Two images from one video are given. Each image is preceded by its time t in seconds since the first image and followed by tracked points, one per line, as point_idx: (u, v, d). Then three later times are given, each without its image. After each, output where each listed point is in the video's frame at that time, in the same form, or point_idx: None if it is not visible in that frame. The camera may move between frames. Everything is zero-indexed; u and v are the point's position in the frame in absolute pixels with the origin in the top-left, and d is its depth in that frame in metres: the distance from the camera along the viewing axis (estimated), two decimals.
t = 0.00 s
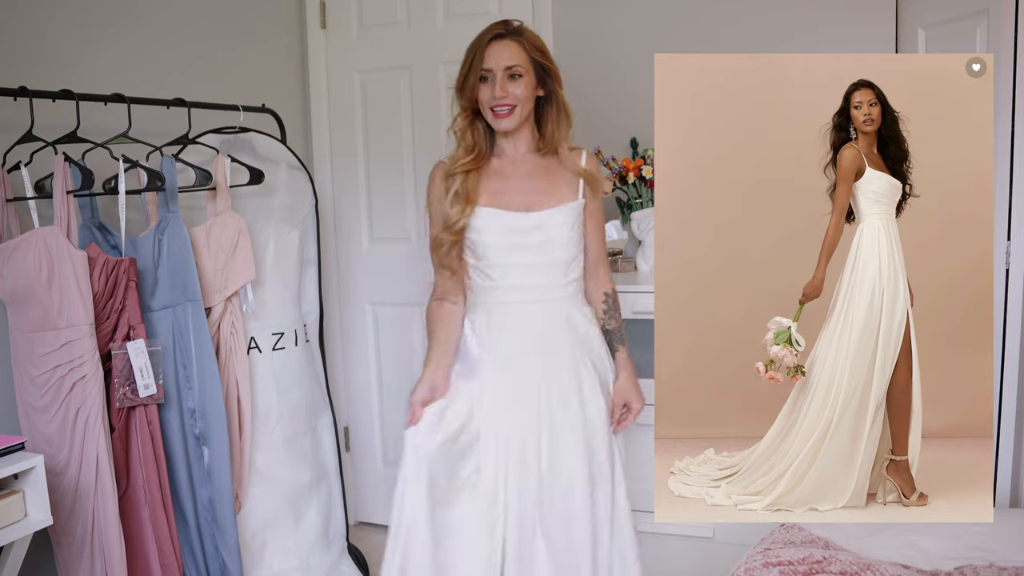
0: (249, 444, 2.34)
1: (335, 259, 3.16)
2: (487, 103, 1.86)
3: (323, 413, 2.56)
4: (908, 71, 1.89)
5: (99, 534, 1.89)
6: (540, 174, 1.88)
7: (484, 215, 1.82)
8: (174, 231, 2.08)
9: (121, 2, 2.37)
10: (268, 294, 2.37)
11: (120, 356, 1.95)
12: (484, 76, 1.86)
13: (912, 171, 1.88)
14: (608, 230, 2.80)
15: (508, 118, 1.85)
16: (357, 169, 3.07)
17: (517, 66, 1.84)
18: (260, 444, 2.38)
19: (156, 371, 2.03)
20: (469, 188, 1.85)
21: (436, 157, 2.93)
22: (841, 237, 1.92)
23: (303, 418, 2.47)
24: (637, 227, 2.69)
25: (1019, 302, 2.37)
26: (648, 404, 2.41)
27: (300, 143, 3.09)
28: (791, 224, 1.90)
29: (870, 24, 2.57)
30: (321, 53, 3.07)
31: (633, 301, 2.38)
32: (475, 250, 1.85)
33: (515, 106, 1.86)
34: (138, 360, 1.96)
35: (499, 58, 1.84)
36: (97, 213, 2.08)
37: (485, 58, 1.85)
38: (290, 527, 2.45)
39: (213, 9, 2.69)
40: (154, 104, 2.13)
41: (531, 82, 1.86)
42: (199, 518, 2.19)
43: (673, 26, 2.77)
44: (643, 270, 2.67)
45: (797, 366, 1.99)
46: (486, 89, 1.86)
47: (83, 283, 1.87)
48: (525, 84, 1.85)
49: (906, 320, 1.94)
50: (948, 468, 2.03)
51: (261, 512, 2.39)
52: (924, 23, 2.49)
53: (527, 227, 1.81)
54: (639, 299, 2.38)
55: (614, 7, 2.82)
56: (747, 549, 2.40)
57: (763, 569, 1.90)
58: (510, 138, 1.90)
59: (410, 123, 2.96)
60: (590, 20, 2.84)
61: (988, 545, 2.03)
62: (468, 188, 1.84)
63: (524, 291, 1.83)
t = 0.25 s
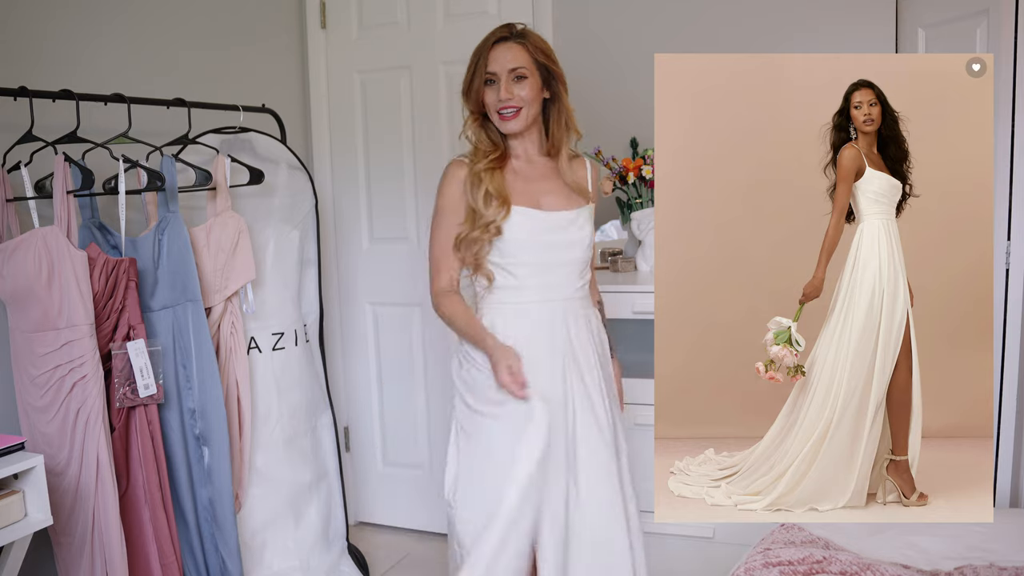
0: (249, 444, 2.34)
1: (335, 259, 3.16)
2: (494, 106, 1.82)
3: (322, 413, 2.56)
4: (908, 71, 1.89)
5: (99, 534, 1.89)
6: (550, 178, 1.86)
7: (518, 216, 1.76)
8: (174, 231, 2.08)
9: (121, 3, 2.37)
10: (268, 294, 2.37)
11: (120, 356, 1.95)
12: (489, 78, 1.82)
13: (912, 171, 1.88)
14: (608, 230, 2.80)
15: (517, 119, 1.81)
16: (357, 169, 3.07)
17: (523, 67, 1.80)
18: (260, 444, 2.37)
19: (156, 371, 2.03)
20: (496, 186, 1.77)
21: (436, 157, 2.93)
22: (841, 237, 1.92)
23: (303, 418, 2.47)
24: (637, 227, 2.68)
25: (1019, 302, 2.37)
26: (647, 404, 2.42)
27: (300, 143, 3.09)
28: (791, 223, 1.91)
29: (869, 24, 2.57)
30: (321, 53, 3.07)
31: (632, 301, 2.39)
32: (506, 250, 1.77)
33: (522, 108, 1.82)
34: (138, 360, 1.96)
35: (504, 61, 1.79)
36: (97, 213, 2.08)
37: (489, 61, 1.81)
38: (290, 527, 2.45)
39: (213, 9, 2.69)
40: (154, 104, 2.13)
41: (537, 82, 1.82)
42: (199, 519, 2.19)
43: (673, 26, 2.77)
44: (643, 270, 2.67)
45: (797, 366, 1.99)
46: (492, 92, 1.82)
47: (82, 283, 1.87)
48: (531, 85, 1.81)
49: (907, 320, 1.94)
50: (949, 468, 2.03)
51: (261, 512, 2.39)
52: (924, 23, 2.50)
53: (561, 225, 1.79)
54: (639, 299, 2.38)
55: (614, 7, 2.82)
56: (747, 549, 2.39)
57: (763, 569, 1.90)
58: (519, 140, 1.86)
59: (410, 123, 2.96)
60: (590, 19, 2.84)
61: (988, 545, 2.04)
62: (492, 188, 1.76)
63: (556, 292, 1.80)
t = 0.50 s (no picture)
0: (249, 444, 2.34)
1: (335, 259, 3.16)
2: (499, 102, 1.95)
3: (322, 413, 2.56)
4: (908, 71, 1.89)
5: (99, 534, 1.89)
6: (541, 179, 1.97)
7: (528, 213, 1.90)
8: (174, 231, 2.08)
9: (121, 3, 2.37)
10: (268, 294, 2.37)
11: (120, 356, 1.95)
12: (494, 77, 1.95)
13: (912, 171, 1.87)
14: (608, 230, 2.76)
15: (516, 116, 1.94)
16: (357, 168, 3.07)
17: (527, 66, 1.93)
18: (260, 444, 2.37)
19: (156, 371, 2.03)
20: (499, 185, 1.91)
21: (437, 157, 2.93)
22: (841, 237, 1.90)
23: (303, 418, 2.47)
24: (637, 227, 2.69)
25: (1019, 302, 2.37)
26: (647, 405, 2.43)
27: (300, 143, 3.09)
28: (791, 223, 1.90)
29: (869, 24, 2.56)
30: (321, 53, 3.07)
31: (633, 301, 2.39)
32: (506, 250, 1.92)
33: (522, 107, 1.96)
34: (138, 360, 1.96)
35: (510, 58, 1.93)
36: (97, 213, 2.08)
37: (495, 59, 1.94)
38: (290, 527, 2.45)
39: (213, 9, 2.69)
40: (153, 104, 2.13)
41: (541, 81, 1.96)
42: (199, 519, 2.19)
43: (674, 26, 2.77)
44: (642, 270, 2.68)
45: (797, 366, 1.97)
46: (496, 88, 1.95)
47: (82, 283, 1.87)
48: (531, 86, 1.94)
49: (906, 320, 1.93)
50: (949, 468, 2.02)
51: (261, 512, 2.39)
52: (924, 23, 2.49)
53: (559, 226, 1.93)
54: (639, 299, 2.38)
55: (614, 7, 2.82)
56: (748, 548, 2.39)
57: (763, 569, 1.91)
58: (522, 138, 1.98)
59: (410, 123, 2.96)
60: (590, 18, 2.83)
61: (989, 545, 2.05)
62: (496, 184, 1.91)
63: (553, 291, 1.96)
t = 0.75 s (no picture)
0: (249, 444, 2.34)
1: (335, 259, 3.16)
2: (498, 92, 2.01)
3: (322, 413, 2.55)
4: (908, 71, 1.89)
5: (99, 533, 1.89)
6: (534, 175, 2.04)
7: (498, 213, 2.04)
8: (174, 231, 2.08)
9: (121, 3, 2.37)
10: (268, 294, 2.37)
11: (120, 356, 1.95)
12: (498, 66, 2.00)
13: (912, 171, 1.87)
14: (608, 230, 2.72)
15: (516, 109, 2.02)
16: (357, 168, 3.07)
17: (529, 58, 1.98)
18: (260, 443, 2.38)
19: (156, 371, 2.03)
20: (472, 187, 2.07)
21: (437, 157, 2.93)
22: (841, 237, 1.88)
23: (303, 419, 2.47)
24: (637, 227, 2.68)
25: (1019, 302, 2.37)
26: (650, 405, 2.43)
27: (300, 143, 3.10)
28: (791, 223, 1.90)
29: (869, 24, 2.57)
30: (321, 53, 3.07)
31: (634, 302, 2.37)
32: (481, 251, 2.05)
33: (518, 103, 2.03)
34: (138, 360, 1.96)
35: (514, 50, 1.98)
36: (97, 213, 2.08)
37: (501, 49, 2.00)
38: (290, 527, 2.45)
39: (213, 9, 2.69)
40: (154, 104, 2.13)
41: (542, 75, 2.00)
42: (199, 519, 2.19)
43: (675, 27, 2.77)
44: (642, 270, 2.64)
45: (797, 366, 1.95)
46: (498, 78, 2.00)
47: (83, 283, 1.87)
48: (536, 79, 2.00)
49: (907, 320, 1.91)
50: (949, 468, 2.00)
51: (261, 511, 2.39)
52: (925, 23, 2.51)
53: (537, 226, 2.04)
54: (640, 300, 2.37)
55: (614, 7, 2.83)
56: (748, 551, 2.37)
57: (763, 569, 1.89)
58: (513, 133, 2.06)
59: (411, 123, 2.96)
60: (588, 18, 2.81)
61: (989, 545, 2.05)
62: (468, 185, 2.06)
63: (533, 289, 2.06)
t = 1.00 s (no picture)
0: (249, 444, 2.34)
1: (335, 259, 3.16)
2: (504, 94, 1.99)
3: (323, 413, 2.54)
4: (908, 71, 1.89)
5: (99, 533, 1.89)
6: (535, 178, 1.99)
7: (477, 213, 1.97)
8: (174, 231, 2.08)
9: (121, 3, 2.37)
10: (268, 294, 2.37)
11: (120, 356, 1.95)
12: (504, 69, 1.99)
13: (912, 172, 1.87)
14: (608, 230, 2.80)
15: (524, 109, 1.97)
16: (357, 168, 3.07)
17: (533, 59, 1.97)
18: (260, 443, 2.38)
19: (156, 371, 2.03)
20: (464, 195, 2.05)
21: (436, 157, 2.93)
22: (841, 237, 1.90)
23: (303, 419, 2.47)
24: (637, 227, 2.68)
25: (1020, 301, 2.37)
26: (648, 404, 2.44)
27: (299, 143, 3.10)
28: (791, 223, 1.89)
29: (869, 25, 2.59)
30: (321, 53, 3.07)
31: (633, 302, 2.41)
32: (468, 251, 2.01)
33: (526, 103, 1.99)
34: (138, 360, 1.96)
35: (517, 52, 1.98)
36: (97, 213, 2.08)
37: (506, 51, 1.98)
38: (290, 528, 2.45)
39: (213, 9, 2.69)
40: (154, 104, 2.13)
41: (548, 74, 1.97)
42: (199, 519, 2.19)
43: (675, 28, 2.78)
44: (643, 271, 2.68)
45: (797, 366, 1.95)
46: (504, 81, 1.99)
47: (83, 283, 1.87)
48: (543, 80, 1.99)
49: (906, 320, 1.92)
50: (949, 468, 2.00)
51: (261, 511, 2.39)
52: (924, 23, 2.48)
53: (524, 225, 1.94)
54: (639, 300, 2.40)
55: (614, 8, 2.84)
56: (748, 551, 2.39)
57: (764, 569, 1.89)
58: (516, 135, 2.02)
59: (411, 123, 2.96)
60: (591, 18, 2.86)
61: (990, 544, 2.05)
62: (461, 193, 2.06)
63: (519, 292, 1.98)
